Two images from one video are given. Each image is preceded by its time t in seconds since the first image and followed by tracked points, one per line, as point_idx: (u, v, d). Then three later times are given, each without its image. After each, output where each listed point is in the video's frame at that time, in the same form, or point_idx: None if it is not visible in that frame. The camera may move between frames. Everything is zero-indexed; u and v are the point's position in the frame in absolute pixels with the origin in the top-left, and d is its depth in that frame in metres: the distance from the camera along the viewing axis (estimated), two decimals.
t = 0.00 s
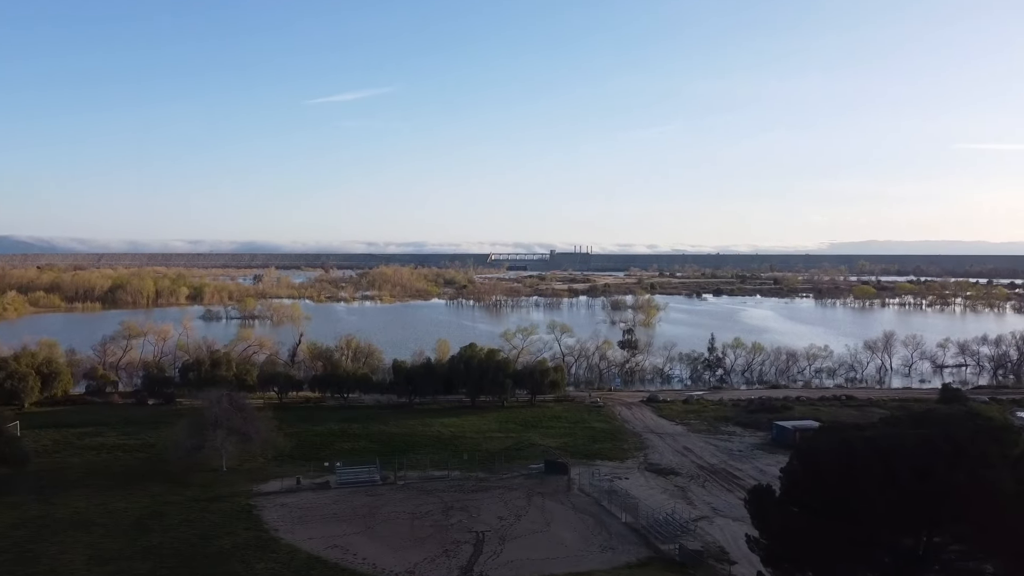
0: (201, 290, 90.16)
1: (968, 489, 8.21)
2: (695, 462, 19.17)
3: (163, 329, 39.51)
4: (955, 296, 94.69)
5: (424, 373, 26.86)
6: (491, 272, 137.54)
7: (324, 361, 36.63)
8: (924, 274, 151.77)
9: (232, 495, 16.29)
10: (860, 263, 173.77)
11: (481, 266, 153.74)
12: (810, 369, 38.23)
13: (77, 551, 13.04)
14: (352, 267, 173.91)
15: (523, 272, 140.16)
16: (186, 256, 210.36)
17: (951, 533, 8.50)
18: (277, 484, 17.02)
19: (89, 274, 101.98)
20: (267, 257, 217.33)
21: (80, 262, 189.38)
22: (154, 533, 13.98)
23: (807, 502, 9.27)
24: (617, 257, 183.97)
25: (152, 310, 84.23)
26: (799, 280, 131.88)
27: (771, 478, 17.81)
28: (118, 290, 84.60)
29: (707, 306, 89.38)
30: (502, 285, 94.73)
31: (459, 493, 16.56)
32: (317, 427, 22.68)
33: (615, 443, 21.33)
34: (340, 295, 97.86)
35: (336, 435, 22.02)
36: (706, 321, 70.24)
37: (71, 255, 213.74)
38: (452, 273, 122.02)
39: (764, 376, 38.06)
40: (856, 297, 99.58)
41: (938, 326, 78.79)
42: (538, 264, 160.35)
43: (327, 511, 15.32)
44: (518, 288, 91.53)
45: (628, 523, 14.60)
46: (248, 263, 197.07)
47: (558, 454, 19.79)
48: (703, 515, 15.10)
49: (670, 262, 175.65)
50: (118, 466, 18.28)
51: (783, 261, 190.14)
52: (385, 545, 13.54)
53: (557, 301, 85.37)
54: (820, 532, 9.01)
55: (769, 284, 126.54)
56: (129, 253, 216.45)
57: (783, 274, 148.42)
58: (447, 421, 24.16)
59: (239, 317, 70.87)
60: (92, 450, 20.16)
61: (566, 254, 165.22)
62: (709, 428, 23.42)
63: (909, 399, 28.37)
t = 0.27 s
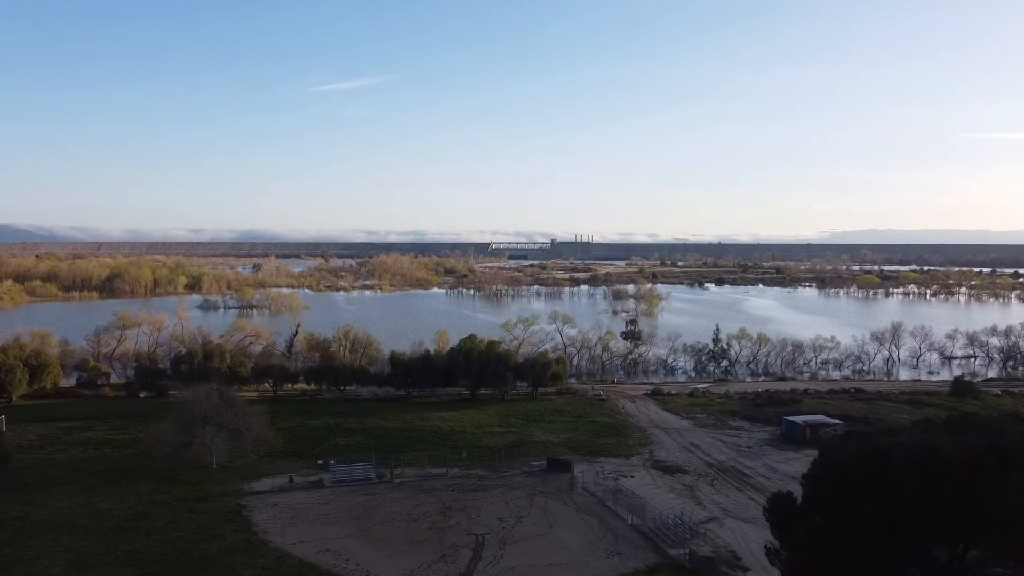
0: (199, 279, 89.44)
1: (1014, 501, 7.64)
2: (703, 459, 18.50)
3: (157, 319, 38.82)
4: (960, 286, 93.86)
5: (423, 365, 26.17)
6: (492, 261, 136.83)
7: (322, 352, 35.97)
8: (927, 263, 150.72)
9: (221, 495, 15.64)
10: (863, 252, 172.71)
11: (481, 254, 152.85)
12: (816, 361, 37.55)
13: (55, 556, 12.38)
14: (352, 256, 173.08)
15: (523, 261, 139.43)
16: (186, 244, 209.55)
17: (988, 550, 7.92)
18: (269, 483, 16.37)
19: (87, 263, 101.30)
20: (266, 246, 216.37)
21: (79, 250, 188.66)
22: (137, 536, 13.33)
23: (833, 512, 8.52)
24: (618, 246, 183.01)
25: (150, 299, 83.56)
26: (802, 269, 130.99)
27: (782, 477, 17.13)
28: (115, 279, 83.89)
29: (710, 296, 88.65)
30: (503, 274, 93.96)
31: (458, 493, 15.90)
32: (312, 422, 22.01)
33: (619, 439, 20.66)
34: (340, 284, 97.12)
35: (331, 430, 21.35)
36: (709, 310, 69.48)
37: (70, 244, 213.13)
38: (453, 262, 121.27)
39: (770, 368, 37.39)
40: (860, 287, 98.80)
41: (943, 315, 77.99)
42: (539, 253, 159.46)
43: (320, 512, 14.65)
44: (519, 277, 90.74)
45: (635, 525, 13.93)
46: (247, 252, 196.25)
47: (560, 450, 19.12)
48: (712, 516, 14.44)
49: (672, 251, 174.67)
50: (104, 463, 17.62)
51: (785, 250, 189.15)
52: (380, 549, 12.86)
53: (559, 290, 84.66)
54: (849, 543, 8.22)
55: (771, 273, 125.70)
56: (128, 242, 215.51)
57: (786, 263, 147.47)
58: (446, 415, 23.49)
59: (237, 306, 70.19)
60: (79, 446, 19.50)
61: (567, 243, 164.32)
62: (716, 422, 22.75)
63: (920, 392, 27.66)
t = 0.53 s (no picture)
0: (198, 269, 88.76)
1: None
2: (711, 457, 17.83)
3: (152, 310, 38.15)
4: (965, 275, 93.01)
5: (422, 358, 25.46)
6: (492, 250, 136.02)
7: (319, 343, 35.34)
8: (931, 253, 149.68)
9: (209, 495, 14.97)
10: (866, 241, 171.58)
11: (482, 244, 151.90)
12: (822, 352, 36.85)
13: (31, 563, 11.72)
14: (352, 245, 172.19)
15: (524, 250, 138.59)
16: (185, 233, 208.66)
17: None
18: (259, 482, 15.71)
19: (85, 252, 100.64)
20: (266, 235, 215.49)
21: (79, 239, 187.98)
22: (119, 541, 12.67)
23: (866, 524, 7.80)
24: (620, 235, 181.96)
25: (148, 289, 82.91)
26: (805, 259, 130.13)
27: (794, 476, 16.44)
28: (113, 268, 83.21)
29: (712, 285, 87.89)
30: (504, 263, 93.20)
31: (457, 493, 15.22)
32: (307, 417, 21.35)
33: (624, 435, 19.99)
34: (339, 274, 96.44)
35: (326, 425, 20.70)
36: (712, 300, 68.72)
37: (70, 234, 212.37)
38: (453, 251, 120.50)
39: (775, 360, 36.72)
40: (863, 276, 98.01)
41: (948, 305, 77.26)
42: (540, 242, 158.48)
43: (312, 514, 13.98)
44: (520, 266, 89.93)
45: (642, 529, 13.25)
46: (247, 241, 195.49)
47: (563, 448, 18.45)
48: (724, 519, 13.76)
49: (674, 240, 173.65)
50: (90, 461, 16.96)
51: (788, 239, 188.10)
52: (373, 556, 12.19)
53: (560, 280, 83.93)
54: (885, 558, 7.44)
55: (774, 262, 124.79)
56: (128, 231, 214.63)
57: (788, 253, 146.48)
58: (445, 410, 22.82)
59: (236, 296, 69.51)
60: (65, 442, 18.85)
61: (568, 232, 163.28)
62: (724, 417, 22.06)
63: (931, 385, 26.96)
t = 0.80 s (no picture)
0: (195, 258, 88.00)
1: None
2: (720, 455, 17.19)
3: (146, 300, 37.45)
4: (969, 264, 92.13)
5: (420, 351, 24.81)
6: (493, 239, 135.16)
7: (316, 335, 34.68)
8: (934, 242, 148.62)
9: (196, 495, 14.34)
10: (868, 230, 170.48)
11: (482, 233, 150.94)
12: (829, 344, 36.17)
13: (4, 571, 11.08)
14: (352, 234, 171.26)
15: (525, 239, 137.71)
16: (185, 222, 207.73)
17: None
18: (249, 482, 15.08)
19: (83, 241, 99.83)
20: (266, 224, 214.46)
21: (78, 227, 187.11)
22: (100, 546, 12.04)
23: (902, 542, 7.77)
24: (621, 224, 180.94)
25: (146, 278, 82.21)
26: (807, 248, 129.20)
27: (806, 475, 15.80)
28: (110, 258, 82.45)
29: (714, 275, 87.10)
30: (504, 252, 92.40)
31: (455, 494, 14.59)
32: (301, 413, 20.71)
33: (628, 431, 19.34)
34: (339, 264, 95.64)
35: (321, 421, 20.04)
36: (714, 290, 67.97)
37: (69, 222, 211.44)
38: (454, 240, 119.63)
39: (781, 352, 36.05)
40: (867, 266, 97.14)
41: (953, 295, 76.42)
42: (541, 231, 157.57)
43: (304, 517, 13.36)
44: (521, 256, 89.15)
45: (649, 533, 12.62)
46: (246, 230, 194.60)
47: (565, 445, 17.82)
48: (734, 523, 13.13)
49: (676, 229, 172.65)
50: (75, 459, 16.31)
51: (790, 228, 187.06)
52: (366, 563, 11.56)
53: (561, 269, 83.16)
54: None
55: (776, 252, 123.88)
56: (127, 220, 213.67)
57: (791, 242, 145.53)
58: (444, 404, 22.16)
59: (234, 286, 68.80)
60: (50, 438, 18.20)
61: (569, 220, 162.29)
62: (731, 412, 21.42)
63: (943, 379, 26.28)
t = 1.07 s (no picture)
0: (194, 248, 87.25)
1: None
2: (728, 454, 16.53)
3: (140, 291, 36.76)
4: (974, 254, 91.22)
5: (418, 344, 24.12)
6: (494, 229, 134.28)
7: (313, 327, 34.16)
8: (938, 232, 147.64)
9: (182, 498, 13.67)
10: (871, 220, 169.37)
11: (483, 222, 150.04)
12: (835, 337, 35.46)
13: None
14: (352, 223, 170.33)
15: (525, 229, 136.84)
16: (184, 211, 206.66)
17: None
18: (238, 483, 14.42)
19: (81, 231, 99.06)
20: (266, 213, 213.39)
21: (77, 217, 186.41)
22: (77, 554, 11.39)
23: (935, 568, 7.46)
24: (622, 213, 179.89)
25: (144, 268, 81.49)
26: (810, 238, 128.24)
27: (819, 476, 15.14)
28: (108, 247, 81.73)
29: (717, 265, 86.32)
30: (505, 242, 91.58)
31: (453, 496, 13.93)
32: (294, 409, 20.05)
33: (633, 428, 18.67)
34: (338, 253, 94.91)
35: (315, 418, 19.37)
36: (717, 281, 67.17)
37: (69, 212, 210.85)
38: (454, 229, 118.80)
39: (787, 344, 35.39)
40: (871, 256, 96.31)
41: (958, 285, 75.58)
42: (542, 221, 156.55)
43: (293, 522, 12.70)
44: (522, 245, 88.36)
45: (657, 541, 11.96)
46: (247, 220, 193.89)
47: (568, 443, 17.16)
48: (747, 529, 12.46)
49: (678, 219, 171.62)
50: (57, 459, 15.64)
51: (792, 217, 186.03)
52: (358, 573, 10.91)
53: (562, 259, 82.39)
54: None
55: (779, 241, 122.96)
56: (126, 209, 212.66)
57: (793, 232, 144.59)
58: (442, 399, 21.49)
59: (231, 276, 68.04)
60: (33, 435, 17.54)
61: (571, 210, 161.24)
62: (738, 408, 20.74)
63: (955, 373, 25.56)
